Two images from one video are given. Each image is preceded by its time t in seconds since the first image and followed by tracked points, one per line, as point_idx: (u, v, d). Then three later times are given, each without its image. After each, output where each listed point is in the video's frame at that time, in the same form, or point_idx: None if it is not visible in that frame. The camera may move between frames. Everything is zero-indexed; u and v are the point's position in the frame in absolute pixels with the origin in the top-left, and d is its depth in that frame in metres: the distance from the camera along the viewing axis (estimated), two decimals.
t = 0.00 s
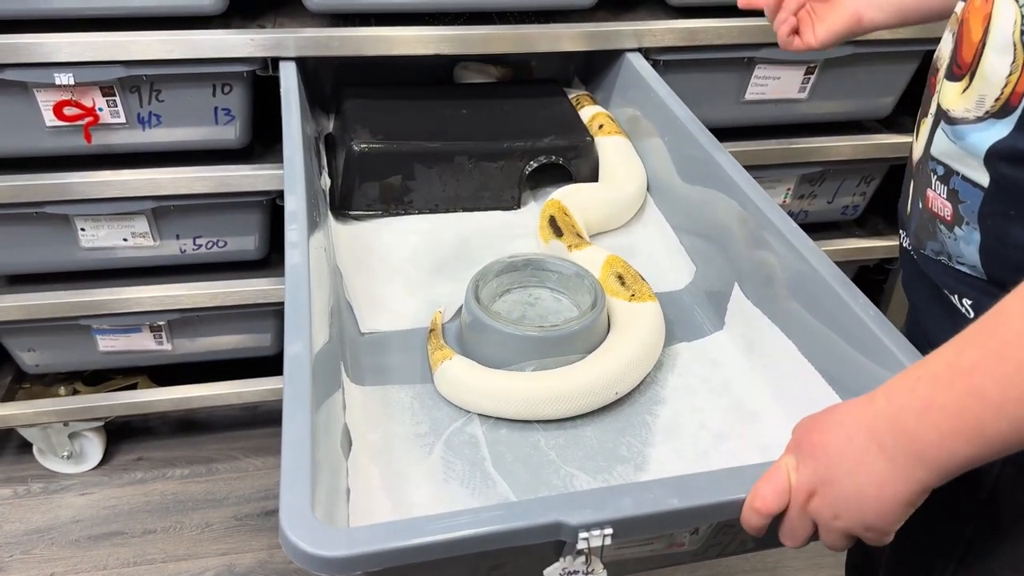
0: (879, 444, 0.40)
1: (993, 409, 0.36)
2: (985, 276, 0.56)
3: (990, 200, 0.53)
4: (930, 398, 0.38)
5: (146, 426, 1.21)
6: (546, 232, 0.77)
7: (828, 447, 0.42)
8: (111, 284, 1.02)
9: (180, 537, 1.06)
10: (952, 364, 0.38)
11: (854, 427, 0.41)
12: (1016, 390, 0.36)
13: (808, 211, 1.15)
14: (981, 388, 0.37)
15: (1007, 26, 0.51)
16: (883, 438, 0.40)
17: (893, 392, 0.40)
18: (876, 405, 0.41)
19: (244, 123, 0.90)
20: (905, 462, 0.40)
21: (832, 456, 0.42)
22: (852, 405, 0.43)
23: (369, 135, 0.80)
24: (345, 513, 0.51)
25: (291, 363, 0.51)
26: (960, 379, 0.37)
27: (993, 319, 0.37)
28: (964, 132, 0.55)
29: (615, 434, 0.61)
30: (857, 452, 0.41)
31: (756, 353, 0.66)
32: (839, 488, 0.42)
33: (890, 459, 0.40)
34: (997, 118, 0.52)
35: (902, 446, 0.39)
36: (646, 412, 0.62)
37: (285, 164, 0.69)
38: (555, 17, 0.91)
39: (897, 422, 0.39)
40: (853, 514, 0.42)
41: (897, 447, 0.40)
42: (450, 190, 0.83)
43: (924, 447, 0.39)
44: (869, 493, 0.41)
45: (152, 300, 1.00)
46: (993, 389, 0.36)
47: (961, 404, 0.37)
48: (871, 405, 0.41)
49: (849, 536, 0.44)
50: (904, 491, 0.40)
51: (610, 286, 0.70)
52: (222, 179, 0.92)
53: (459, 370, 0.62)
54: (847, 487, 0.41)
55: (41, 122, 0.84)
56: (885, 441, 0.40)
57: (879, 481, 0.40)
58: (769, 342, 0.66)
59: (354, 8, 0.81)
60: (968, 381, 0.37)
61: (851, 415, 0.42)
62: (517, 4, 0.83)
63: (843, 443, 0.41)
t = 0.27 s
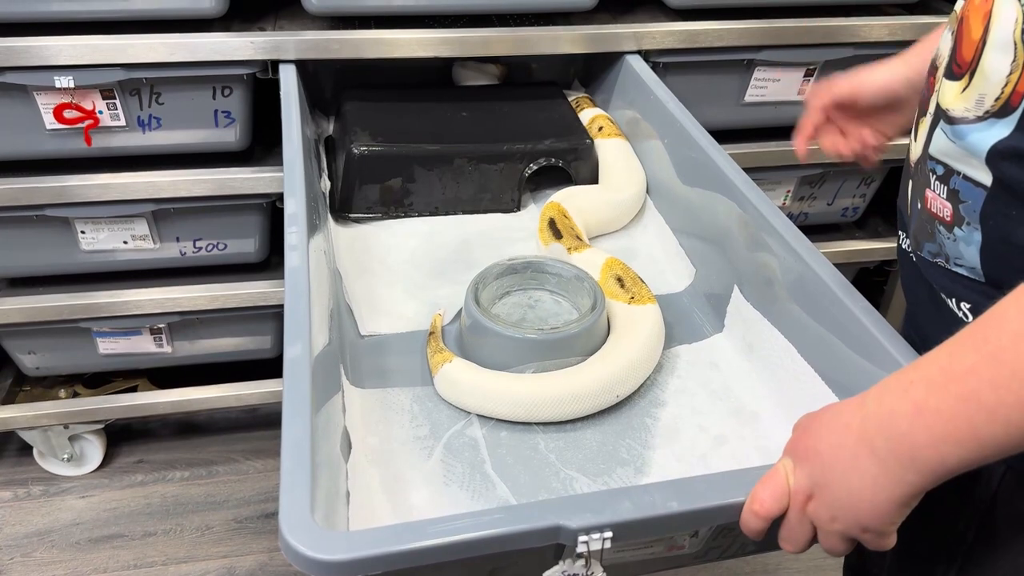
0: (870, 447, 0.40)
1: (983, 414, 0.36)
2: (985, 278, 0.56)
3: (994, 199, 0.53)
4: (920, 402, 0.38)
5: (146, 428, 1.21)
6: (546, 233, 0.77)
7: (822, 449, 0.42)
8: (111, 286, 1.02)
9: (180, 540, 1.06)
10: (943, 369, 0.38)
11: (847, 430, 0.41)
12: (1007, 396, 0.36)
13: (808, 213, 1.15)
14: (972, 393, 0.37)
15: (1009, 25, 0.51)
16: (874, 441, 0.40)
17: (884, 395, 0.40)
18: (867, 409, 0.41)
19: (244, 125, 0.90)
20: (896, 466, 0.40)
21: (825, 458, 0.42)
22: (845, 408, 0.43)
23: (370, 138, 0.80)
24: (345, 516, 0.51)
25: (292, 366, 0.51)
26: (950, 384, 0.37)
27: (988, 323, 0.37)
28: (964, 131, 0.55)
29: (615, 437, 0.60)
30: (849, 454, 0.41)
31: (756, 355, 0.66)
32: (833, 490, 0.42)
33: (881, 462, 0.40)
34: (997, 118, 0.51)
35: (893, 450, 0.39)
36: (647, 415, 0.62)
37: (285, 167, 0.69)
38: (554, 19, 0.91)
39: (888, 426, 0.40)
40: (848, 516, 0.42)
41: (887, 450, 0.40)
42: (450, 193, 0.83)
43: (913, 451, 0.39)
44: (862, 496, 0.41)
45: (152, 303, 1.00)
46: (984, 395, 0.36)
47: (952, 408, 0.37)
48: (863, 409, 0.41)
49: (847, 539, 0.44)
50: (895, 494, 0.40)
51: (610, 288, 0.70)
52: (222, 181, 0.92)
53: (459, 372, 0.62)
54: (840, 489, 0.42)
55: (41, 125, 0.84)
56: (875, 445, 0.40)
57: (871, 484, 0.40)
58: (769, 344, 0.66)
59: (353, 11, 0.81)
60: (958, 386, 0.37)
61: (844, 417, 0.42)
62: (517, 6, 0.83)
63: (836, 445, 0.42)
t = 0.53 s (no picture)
0: (869, 454, 0.40)
1: (983, 429, 0.36)
2: (980, 285, 0.55)
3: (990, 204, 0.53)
4: (919, 412, 0.38)
5: (147, 431, 1.21)
6: (545, 236, 0.78)
7: (821, 454, 0.42)
8: (111, 289, 1.02)
9: (180, 542, 1.06)
10: (943, 380, 0.38)
11: (846, 435, 0.41)
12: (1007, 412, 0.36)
13: (807, 215, 1.15)
14: (972, 407, 0.36)
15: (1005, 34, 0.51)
16: (873, 449, 0.40)
17: (884, 402, 0.40)
18: (867, 415, 0.41)
19: (244, 128, 0.90)
20: (894, 474, 0.40)
21: (824, 463, 0.42)
22: (845, 412, 0.43)
23: (369, 141, 0.80)
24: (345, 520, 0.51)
25: (291, 370, 0.51)
26: (951, 397, 0.37)
27: (988, 334, 0.37)
28: (960, 140, 0.55)
29: (614, 441, 0.61)
30: (848, 460, 0.41)
31: (755, 359, 0.66)
32: (832, 495, 0.42)
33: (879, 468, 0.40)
34: (993, 127, 0.52)
35: (892, 458, 0.39)
36: (646, 418, 0.62)
37: (285, 170, 0.69)
38: (554, 22, 0.91)
39: (887, 434, 0.40)
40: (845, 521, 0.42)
41: (886, 458, 0.40)
42: (449, 196, 0.83)
43: (912, 460, 0.39)
44: (859, 502, 0.41)
45: (152, 305, 1.01)
46: (984, 409, 0.36)
47: (950, 420, 0.37)
48: (862, 415, 0.41)
49: (846, 543, 0.44)
50: (892, 501, 0.40)
51: (609, 292, 0.70)
52: (222, 184, 0.92)
53: (459, 375, 0.62)
54: (838, 495, 0.42)
55: (41, 128, 0.84)
56: (874, 452, 0.40)
57: (870, 490, 0.41)
58: (768, 347, 0.66)
59: (353, 14, 0.81)
60: (958, 399, 0.37)
61: (843, 423, 0.42)
62: (516, 9, 0.83)
63: (835, 451, 0.42)
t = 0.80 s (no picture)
0: (870, 458, 0.40)
1: (987, 437, 0.36)
2: (981, 287, 0.55)
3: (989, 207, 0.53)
4: (921, 417, 0.39)
5: (147, 433, 1.21)
6: (545, 239, 0.78)
7: (823, 459, 0.43)
8: (112, 291, 1.02)
9: (180, 544, 1.06)
10: (949, 387, 0.38)
11: (846, 439, 0.42)
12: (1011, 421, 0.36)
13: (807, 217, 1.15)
14: (976, 414, 0.37)
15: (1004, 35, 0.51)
16: (875, 455, 0.40)
17: (887, 407, 0.40)
18: (869, 420, 0.41)
19: (245, 130, 0.90)
20: (896, 479, 0.40)
21: (825, 467, 0.42)
22: (847, 417, 0.43)
23: (370, 143, 0.80)
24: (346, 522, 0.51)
25: (292, 372, 0.51)
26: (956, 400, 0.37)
27: (992, 343, 0.37)
28: (960, 142, 0.55)
29: (615, 442, 0.61)
30: (849, 465, 0.41)
31: (756, 361, 0.66)
32: (833, 498, 0.42)
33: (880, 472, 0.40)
34: (992, 130, 0.52)
35: (894, 465, 0.40)
36: (646, 419, 0.62)
37: (285, 172, 0.69)
38: (554, 24, 0.91)
39: (888, 440, 0.40)
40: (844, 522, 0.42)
41: (888, 465, 0.40)
42: (450, 198, 0.83)
43: (914, 464, 0.39)
44: (861, 506, 0.41)
45: (152, 307, 1.01)
46: (988, 417, 0.36)
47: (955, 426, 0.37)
48: (864, 420, 0.41)
49: (846, 545, 0.44)
50: (893, 507, 0.40)
51: (609, 294, 0.71)
52: (223, 186, 0.92)
53: (459, 377, 0.62)
54: (840, 499, 0.42)
55: (42, 131, 0.84)
56: (875, 456, 0.40)
57: (871, 496, 0.41)
58: (768, 349, 0.66)
59: (353, 16, 0.81)
60: (963, 407, 0.37)
61: (844, 427, 0.42)
62: (516, 11, 0.83)
63: (836, 455, 0.42)
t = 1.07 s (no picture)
0: (871, 449, 0.40)
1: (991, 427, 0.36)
2: (985, 290, 0.55)
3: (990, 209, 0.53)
4: (925, 407, 0.38)
5: (147, 434, 1.21)
6: (546, 240, 0.78)
7: (825, 453, 0.42)
8: (112, 293, 1.02)
9: (181, 546, 1.06)
10: (952, 379, 0.38)
11: (849, 433, 0.41)
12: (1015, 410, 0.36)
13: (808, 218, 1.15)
14: (978, 404, 0.37)
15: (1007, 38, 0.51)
16: (878, 447, 0.40)
17: (888, 399, 0.40)
18: (872, 413, 0.41)
19: (245, 131, 0.90)
20: (897, 471, 0.39)
21: (827, 461, 0.42)
22: (848, 413, 0.43)
23: (370, 144, 0.80)
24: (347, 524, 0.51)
25: (293, 374, 0.51)
26: (958, 391, 0.37)
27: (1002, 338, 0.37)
28: (962, 145, 0.55)
29: (616, 444, 0.61)
30: (851, 458, 0.41)
31: (757, 362, 0.66)
32: (833, 493, 0.42)
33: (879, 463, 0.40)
34: (994, 133, 0.52)
35: (898, 457, 0.39)
36: (648, 421, 0.62)
37: (286, 173, 0.69)
38: (555, 25, 0.91)
39: (890, 431, 0.40)
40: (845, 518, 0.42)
41: (891, 457, 0.40)
42: (450, 199, 0.83)
43: (915, 456, 0.39)
44: (862, 501, 0.41)
45: (153, 309, 1.01)
46: (994, 407, 0.36)
47: (956, 417, 0.37)
48: (867, 413, 0.41)
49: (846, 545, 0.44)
50: (895, 502, 0.40)
51: (610, 295, 0.70)
52: (224, 188, 0.92)
53: (460, 378, 0.62)
54: (841, 493, 0.42)
55: (42, 132, 0.84)
56: (877, 446, 0.40)
57: (873, 491, 0.40)
58: (769, 350, 0.66)
59: (354, 17, 0.81)
60: (965, 397, 0.37)
61: (847, 421, 0.42)
62: (517, 12, 0.83)
63: (838, 449, 0.42)
